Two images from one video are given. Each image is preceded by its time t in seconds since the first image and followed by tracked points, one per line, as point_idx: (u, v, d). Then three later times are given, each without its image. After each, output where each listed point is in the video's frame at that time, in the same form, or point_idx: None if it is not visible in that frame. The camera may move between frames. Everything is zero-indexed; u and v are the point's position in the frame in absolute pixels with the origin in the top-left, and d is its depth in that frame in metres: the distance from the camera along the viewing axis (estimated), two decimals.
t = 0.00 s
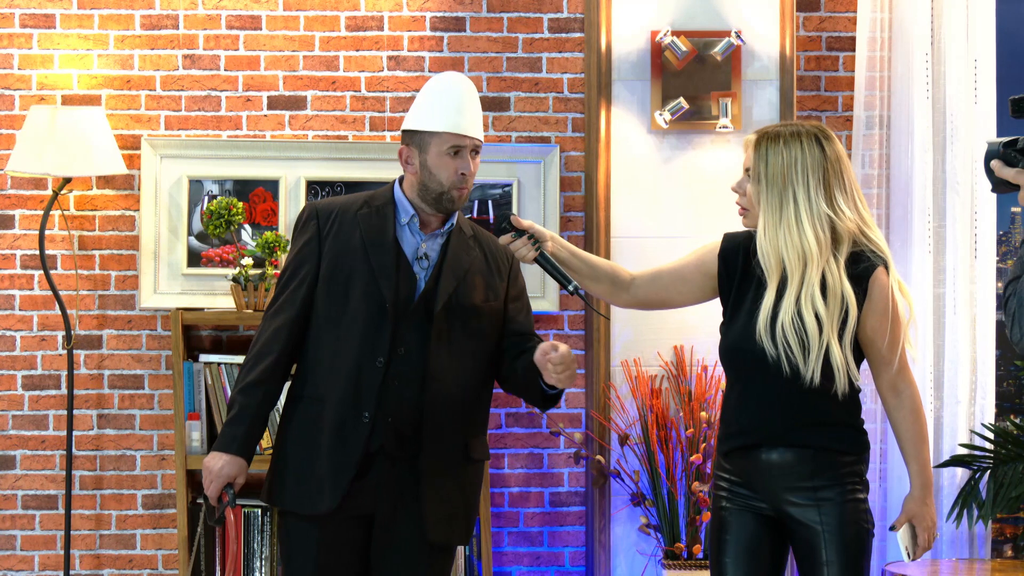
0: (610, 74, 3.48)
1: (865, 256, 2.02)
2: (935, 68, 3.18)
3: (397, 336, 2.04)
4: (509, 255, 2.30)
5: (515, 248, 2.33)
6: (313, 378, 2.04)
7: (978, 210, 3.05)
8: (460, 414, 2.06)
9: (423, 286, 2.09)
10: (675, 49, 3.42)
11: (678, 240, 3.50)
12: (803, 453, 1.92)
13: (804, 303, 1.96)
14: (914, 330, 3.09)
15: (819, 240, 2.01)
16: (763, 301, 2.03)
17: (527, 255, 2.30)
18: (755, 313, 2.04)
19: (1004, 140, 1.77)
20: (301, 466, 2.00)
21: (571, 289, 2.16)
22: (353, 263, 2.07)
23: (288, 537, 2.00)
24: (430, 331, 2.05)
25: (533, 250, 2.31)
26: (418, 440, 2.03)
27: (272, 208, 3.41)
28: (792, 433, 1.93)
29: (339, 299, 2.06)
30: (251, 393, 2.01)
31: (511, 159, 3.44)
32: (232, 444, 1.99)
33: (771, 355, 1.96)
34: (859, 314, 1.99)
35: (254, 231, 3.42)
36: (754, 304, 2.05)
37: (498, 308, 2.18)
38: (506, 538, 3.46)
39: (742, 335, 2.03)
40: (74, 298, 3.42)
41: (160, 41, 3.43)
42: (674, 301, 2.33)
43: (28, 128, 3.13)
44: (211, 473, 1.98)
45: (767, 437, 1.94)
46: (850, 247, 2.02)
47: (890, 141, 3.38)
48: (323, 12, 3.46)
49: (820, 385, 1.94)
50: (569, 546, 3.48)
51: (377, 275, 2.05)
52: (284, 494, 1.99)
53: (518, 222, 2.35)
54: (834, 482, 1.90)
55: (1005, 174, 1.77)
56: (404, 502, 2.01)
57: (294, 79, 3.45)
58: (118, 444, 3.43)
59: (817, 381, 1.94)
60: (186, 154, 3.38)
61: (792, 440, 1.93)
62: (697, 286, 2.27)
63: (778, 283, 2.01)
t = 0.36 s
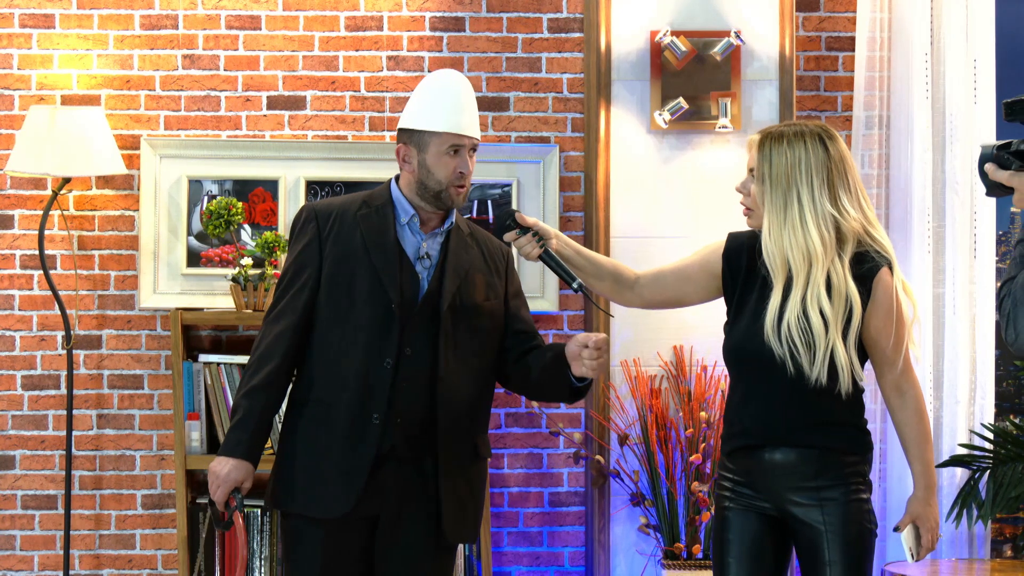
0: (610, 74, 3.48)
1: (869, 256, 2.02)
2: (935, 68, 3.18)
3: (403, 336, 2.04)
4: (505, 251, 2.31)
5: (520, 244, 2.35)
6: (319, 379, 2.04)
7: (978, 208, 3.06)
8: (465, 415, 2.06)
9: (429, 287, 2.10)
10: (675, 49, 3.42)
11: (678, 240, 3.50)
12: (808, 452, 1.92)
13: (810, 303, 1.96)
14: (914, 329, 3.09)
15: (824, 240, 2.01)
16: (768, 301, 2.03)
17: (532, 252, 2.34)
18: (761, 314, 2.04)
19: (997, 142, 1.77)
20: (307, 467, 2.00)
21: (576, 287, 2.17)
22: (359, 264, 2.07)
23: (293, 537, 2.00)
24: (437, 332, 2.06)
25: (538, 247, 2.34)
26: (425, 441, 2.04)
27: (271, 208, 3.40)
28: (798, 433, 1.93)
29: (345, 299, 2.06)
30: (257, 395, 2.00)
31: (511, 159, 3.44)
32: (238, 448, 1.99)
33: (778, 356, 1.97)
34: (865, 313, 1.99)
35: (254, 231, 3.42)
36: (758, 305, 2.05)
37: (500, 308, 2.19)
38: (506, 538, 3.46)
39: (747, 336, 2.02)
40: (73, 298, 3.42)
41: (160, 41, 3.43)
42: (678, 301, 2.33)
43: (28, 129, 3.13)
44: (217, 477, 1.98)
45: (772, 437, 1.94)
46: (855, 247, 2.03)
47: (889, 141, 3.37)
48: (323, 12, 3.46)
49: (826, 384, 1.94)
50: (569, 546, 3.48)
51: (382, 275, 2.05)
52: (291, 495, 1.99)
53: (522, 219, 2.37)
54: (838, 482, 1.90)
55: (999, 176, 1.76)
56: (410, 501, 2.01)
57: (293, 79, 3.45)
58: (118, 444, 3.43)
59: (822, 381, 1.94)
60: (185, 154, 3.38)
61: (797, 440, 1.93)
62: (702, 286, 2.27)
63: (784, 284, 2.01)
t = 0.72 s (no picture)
0: (609, 74, 3.48)
1: (870, 256, 2.02)
2: (935, 68, 3.18)
3: (404, 336, 2.04)
4: (510, 255, 2.28)
5: (523, 241, 2.31)
6: (318, 379, 2.04)
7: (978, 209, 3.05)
8: (465, 414, 2.06)
9: (428, 286, 2.09)
10: (674, 49, 3.42)
11: (678, 240, 3.50)
12: (808, 453, 1.92)
13: (811, 303, 1.96)
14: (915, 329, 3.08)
15: (824, 240, 2.01)
16: (769, 301, 2.03)
17: (535, 250, 2.30)
18: (762, 314, 2.04)
19: (993, 143, 1.77)
20: (307, 467, 2.00)
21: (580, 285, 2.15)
22: (359, 264, 2.07)
23: (293, 537, 2.00)
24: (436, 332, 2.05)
25: (541, 245, 2.30)
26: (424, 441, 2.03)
27: (271, 208, 3.40)
28: (798, 433, 1.93)
29: (345, 299, 2.06)
30: (258, 395, 2.00)
31: (510, 159, 3.44)
32: (243, 443, 1.99)
33: (778, 356, 1.96)
34: (865, 313, 2.00)
35: (254, 231, 3.42)
36: (760, 305, 2.05)
37: (503, 308, 2.18)
38: (505, 538, 3.46)
39: (748, 336, 2.02)
40: (73, 298, 3.42)
41: (160, 41, 3.43)
42: (679, 300, 2.33)
43: (27, 128, 3.13)
44: (223, 471, 1.98)
45: (772, 437, 1.94)
46: (855, 247, 2.03)
47: (889, 140, 3.38)
48: (322, 12, 3.46)
49: (827, 385, 1.94)
50: (569, 546, 3.48)
51: (383, 275, 2.05)
52: (289, 494, 2.00)
53: (527, 217, 2.33)
54: (839, 482, 1.90)
55: (994, 177, 1.77)
56: (410, 501, 2.01)
57: (293, 79, 3.45)
58: (117, 444, 3.43)
59: (822, 381, 1.94)
60: (185, 154, 3.38)
61: (798, 440, 1.93)
62: (703, 286, 2.28)
63: (784, 284, 2.01)
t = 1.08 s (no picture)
0: (609, 74, 3.48)
1: (869, 256, 2.02)
2: (935, 69, 3.18)
3: (403, 337, 2.03)
4: (518, 257, 2.27)
5: (524, 244, 2.31)
6: (318, 380, 2.04)
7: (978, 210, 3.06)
8: (464, 415, 2.05)
9: (428, 287, 2.09)
10: (673, 49, 3.42)
11: (678, 240, 3.50)
12: (808, 453, 1.92)
13: (810, 304, 1.96)
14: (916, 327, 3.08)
15: (823, 240, 2.01)
16: (769, 301, 2.03)
17: (535, 252, 2.28)
18: (762, 314, 2.04)
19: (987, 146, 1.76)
20: (306, 468, 2.00)
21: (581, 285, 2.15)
22: (359, 264, 2.07)
23: (292, 537, 2.00)
24: (435, 333, 2.05)
25: (541, 246, 2.29)
26: (423, 442, 2.03)
27: (270, 208, 3.40)
28: (798, 433, 1.93)
29: (345, 300, 2.06)
30: (257, 395, 2.00)
31: (510, 159, 3.44)
32: (243, 441, 1.99)
33: (777, 357, 1.97)
34: (865, 313, 2.00)
35: (253, 231, 3.41)
36: (760, 305, 2.05)
37: (506, 308, 2.15)
38: (505, 538, 3.46)
39: (748, 336, 2.02)
40: (73, 298, 3.42)
41: (159, 41, 3.43)
42: (679, 301, 2.33)
43: (27, 128, 3.13)
44: (222, 468, 1.97)
45: (772, 437, 1.94)
46: (855, 247, 2.03)
47: (888, 141, 3.38)
48: (322, 12, 3.46)
49: (826, 386, 1.95)
50: (568, 546, 3.48)
51: (383, 276, 2.05)
52: (288, 495, 2.00)
53: (527, 219, 2.34)
54: (840, 482, 1.90)
55: (988, 179, 1.76)
56: (406, 502, 2.01)
57: (292, 79, 3.45)
58: (117, 444, 3.42)
59: (822, 382, 1.94)
60: (184, 154, 3.38)
61: (798, 440, 1.93)
62: (703, 286, 2.28)
63: (784, 284, 2.01)
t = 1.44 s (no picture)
0: (609, 74, 3.48)
1: (871, 257, 2.02)
2: (935, 69, 3.18)
3: (401, 339, 2.03)
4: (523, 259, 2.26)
5: (525, 244, 2.34)
6: (317, 380, 2.04)
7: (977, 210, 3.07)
8: (463, 418, 2.05)
9: (428, 289, 2.09)
10: (673, 49, 3.42)
11: (677, 240, 3.50)
12: (808, 453, 1.92)
13: (812, 304, 1.96)
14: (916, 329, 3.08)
15: (826, 241, 2.01)
16: (770, 301, 2.03)
17: (536, 252, 2.33)
18: (763, 313, 2.04)
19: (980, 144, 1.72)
20: (303, 468, 2.00)
21: (581, 287, 2.16)
22: (360, 265, 2.07)
23: (289, 537, 2.00)
24: (435, 334, 2.05)
25: (542, 246, 2.33)
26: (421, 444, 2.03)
27: (270, 208, 3.40)
28: (797, 433, 1.93)
29: (345, 300, 2.06)
30: (257, 394, 2.01)
31: (510, 159, 3.44)
32: (240, 440, 1.99)
33: (778, 356, 1.97)
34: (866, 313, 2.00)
35: (252, 231, 3.41)
36: (761, 304, 2.05)
37: (505, 310, 2.15)
38: (504, 538, 3.46)
39: (749, 335, 2.02)
40: (72, 298, 3.42)
41: (159, 41, 3.43)
42: (679, 301, 2.33)
43: (27, 128, 3.13)
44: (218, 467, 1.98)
45: (772, 437, 1.94)
46: (857, 248, 2.03)
47: (887, 141, 3.38)
48: (321, 12, 3.46)
49: (828, 385, 1.95)
50: (568, 546, 3.49)
51: (384, 277, 2.05)
52: (285, 494, 2.00)
53: (528, 220, 2.37)
54: (840, 482, 1.90)
55: (982, 178, 1.73)
56: (401, 503, 2.01)
57: (292, 79, 3.45)
58: (116, 444, 3.42)
59: (824, 382, 1.94)
60: (184, 154, 3.38)
61: (798, 439, 1.93)
62: (703, 286, 2.28)
63: (785, 284, 2.01)
